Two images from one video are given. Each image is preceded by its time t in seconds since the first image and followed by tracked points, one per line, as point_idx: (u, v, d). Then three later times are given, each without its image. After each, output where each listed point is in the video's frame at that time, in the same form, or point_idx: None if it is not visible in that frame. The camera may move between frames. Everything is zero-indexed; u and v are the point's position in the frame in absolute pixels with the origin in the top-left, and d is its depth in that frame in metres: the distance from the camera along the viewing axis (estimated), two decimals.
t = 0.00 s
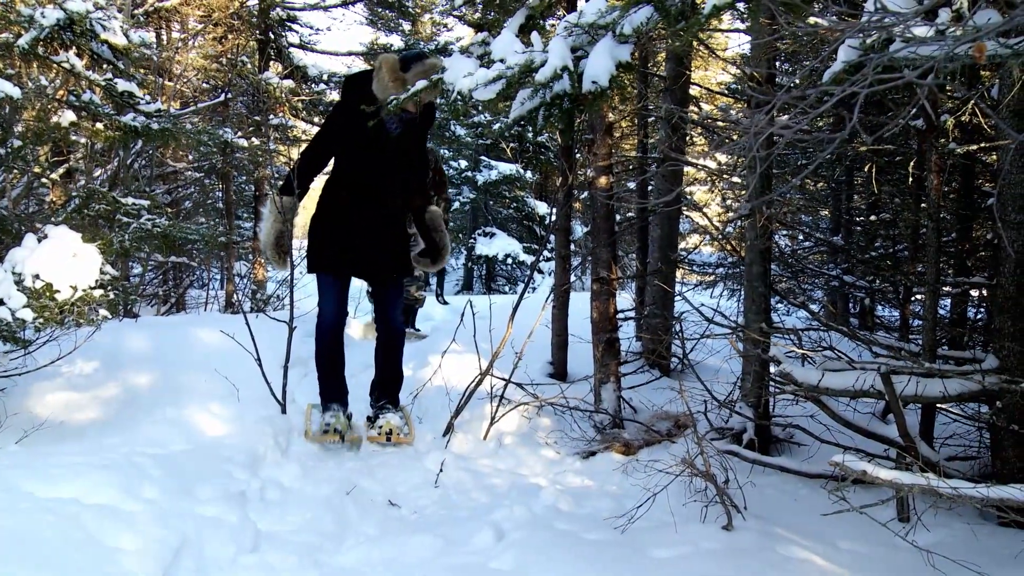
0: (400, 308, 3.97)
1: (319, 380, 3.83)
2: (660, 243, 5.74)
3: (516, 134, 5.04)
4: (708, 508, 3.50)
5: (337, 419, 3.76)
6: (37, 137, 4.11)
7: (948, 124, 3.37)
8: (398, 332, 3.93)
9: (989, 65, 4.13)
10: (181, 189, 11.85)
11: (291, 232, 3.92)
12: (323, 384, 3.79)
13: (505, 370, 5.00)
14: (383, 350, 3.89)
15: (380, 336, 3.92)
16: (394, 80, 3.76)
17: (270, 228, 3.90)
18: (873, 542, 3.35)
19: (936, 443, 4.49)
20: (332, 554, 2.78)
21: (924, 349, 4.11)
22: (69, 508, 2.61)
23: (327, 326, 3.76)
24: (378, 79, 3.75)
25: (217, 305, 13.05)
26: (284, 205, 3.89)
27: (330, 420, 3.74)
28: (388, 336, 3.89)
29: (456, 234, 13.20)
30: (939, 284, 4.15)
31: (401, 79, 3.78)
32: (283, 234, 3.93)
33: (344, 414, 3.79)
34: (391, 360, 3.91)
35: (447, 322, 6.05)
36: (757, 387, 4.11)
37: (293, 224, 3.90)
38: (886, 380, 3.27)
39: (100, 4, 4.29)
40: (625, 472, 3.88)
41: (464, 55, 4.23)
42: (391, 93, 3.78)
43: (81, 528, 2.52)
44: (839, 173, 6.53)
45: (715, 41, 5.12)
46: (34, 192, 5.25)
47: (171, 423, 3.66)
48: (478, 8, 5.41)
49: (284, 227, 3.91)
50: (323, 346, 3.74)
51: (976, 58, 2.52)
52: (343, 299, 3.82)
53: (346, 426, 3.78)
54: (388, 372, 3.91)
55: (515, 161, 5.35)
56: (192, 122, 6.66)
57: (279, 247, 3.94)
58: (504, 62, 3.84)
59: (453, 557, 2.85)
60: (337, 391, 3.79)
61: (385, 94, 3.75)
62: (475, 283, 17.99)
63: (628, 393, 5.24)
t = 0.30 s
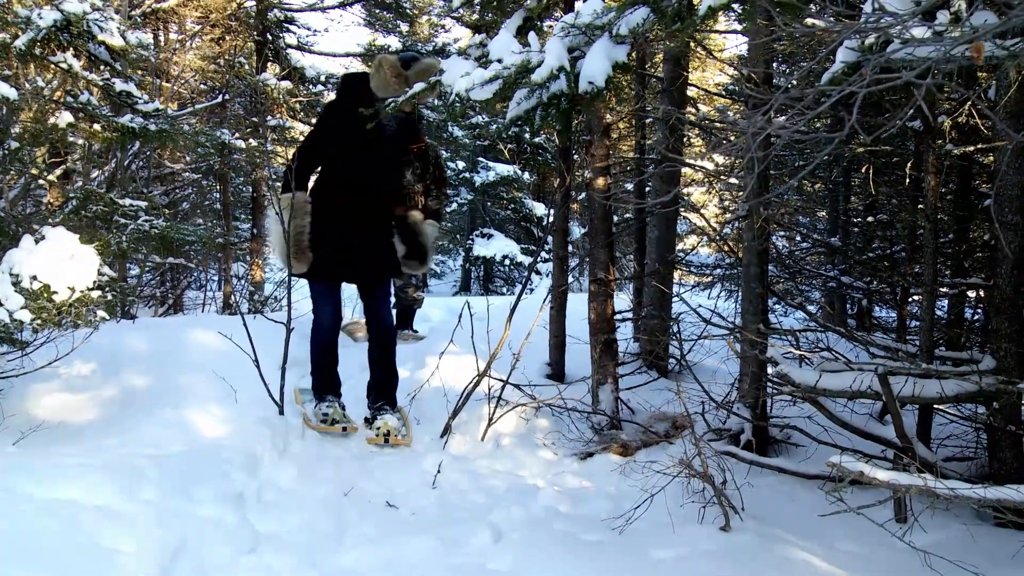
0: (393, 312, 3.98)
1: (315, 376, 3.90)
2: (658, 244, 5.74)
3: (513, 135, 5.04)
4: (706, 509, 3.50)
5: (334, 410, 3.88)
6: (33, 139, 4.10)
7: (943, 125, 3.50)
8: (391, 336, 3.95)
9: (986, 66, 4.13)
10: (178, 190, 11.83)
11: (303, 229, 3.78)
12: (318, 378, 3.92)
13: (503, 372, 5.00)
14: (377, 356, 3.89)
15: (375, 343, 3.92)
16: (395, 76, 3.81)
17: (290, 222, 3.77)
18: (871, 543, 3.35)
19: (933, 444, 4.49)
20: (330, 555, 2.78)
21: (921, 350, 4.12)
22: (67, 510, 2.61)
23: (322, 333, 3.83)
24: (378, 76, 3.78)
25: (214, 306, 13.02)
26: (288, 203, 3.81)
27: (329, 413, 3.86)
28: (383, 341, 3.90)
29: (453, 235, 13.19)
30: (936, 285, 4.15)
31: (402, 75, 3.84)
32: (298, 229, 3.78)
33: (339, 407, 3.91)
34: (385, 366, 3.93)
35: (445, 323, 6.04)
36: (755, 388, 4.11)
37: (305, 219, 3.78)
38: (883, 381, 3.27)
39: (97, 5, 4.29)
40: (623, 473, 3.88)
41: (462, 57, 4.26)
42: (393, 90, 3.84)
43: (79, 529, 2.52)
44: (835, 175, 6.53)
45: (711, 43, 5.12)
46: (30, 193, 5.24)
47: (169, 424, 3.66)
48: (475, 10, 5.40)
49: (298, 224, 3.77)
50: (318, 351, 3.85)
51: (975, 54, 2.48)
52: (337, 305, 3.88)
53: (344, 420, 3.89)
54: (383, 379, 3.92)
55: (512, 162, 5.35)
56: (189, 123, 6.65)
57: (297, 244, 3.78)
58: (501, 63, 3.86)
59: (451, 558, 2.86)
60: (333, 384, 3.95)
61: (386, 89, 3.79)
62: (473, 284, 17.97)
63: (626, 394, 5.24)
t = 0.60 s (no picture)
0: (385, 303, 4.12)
1: (316, 375, 3.90)
2: (657, 244, 5.73)
3: (512, 135, 5.04)
4: (706, 509, 3.50)
5: (334, 410, 3.87)
6: (33, 139, 4.10)
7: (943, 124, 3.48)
8: (385, 326, 4.07)
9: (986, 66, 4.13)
10: (178, 190, 11.83)
11: (315, 222, 3.84)
12: (316, 378, 3.92)
13: (502, 371, 5.00)
14: (372, 345, 4.01)
15: (369, 334, 4.02)
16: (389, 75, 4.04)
17: (306, 213, 3.83)
18: (871, 543, 3.35)
19: (933, 443, 4.49)
20: (330, 555, 2.78)
21: (921, 350, 4.11)
22: (66, 510, 2.61)
23: (316, 328, 3.87)
24: (372, 75, 3.99)
25: (214, 306, 13.01)
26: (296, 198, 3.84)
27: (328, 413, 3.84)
28: (377, 331, 4.01)
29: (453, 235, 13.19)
30: (936, 285, 4.15)
31: (395, 74, 4.07)
32: (313, 221, 3.84)
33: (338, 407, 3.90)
34: (380, 355, 4.03)
35: (445, 323, 6.04)
36: (755, 388, 4.10)
37: (318, 208, 3.85)
38: (883, 381, 3.27)
39: (97, 5, 4.28)
40: (623, 473, 3.87)
41: (461, 57, 4.27)
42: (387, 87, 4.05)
43: (79, 529, 2.52)
44: (835, 174, 6.53)
45: (711, 43, 5.12)
46: (30, 193, 5.23)
47: (169, 424, 3.66)
48: (474, 9, 5.40)
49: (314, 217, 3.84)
50: (312, 349, 3.86)
51: (974, 59, 2.55)
52: (330, 298, 3.95)
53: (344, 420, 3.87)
54: (379, 366, 4.03)
55: (511, 161, 5.35)
56: (189, 123, 6.64)
57: (316, 235, 3.85)
58: (501, 64, 3.86)
59: (450, 558, 2.85)
60: (331, 384, 3.94)
61: (378, 87, 4.01)
62: (473, 284, 17.96)
63: (626, 394, 5.23)
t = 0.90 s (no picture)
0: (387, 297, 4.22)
1: (320, 373, 3.91)
2: (661, 243, 5.72)
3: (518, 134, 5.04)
4: (711, 509, 3.49)
5: (340, 408, 3.86)
6: (38, 138, 4.09)
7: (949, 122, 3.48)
8: (387, 320, 4.19)
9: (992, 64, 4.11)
10: (183, 190, 11.86)
11: (316, 219, 3.87)
12: (321, 377, 3.92)
13: (506, 370, 5.00)
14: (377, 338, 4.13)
15: (372, 327, 4.14)
16: (393, 69, 3.99)
17: (307, 207, 3.86)
18: (876, 543, 3.35)
19: (938, 443, 4.48)
20: (335, 555, 2.78)
21: (926, 349, 4.10)
22: (70, 509, 2.61)
23: (325, 324, 3.88)
24: (376, 69, 3.96)
25: (219, 305, 13.02)
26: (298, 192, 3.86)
27: (334, 412, 3.83)
28: (380, 324, 4.13)
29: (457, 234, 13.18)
30: (941, 284, 4.14)
31: (399, 67, 4.01)
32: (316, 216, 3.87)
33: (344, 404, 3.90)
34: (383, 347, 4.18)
35: (449, 322, 6.04)
36: (760, 387, 4.09)
37: (318, 204, 3.87)
38: (888, 380, 3.27)
39: (103, 4, 4.29)
40: (628, 472, 3.87)
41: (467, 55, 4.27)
42: (390, 80, 4.01)
43: (82, 528, 2.52)
44: (841, 173, 6.51)
45: (717, 41, 5.11)
46: (37, 192, 5.25)
47: (173, 423, 3.66)
48: (480, 8, 5.39)
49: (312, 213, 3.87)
50: (322, 349, 3.87)
51: (982, 56, 2.47)
52: (337, 294, 3.94)
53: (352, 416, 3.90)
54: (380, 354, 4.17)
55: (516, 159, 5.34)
56: (193, 122, 6.64)
57: (312, 230, 3.87)
58: (506, 63, 3.83)
59: (455, 557, 2.85)
60: (337, 383, 3.95)
61: (381, 80, 3.97)
62: (477, 282, 17.97)
63: (630, 393, 5.23)
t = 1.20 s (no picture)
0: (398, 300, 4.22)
1: (327, 373, 3.93)
2: (664, 243, 5.72)
3: (521, 135, 5.04)
4: (714, 509, 3.49)
5: (344, 408, 3.88)
6: (43, 139, 4.11)
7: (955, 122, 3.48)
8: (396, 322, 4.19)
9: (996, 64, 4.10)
10: (186, 191, 11.89)
11: (326, 219, 3.85)
12: (326, 377, 3.94)
13: (510, 371, 5.00)
14: (385, 339, 4.14)
15: (381, 329, 4.15)
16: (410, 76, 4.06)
17: (317, 207, 3.84)
18: (880, 544, 3.34)
19: (943, 444, 4.47)
20: (338, 555, 2.78)
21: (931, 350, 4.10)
22: (74, 509, 2.62)
23: (336, 321, 3.89)
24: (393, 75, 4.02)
25: (222, 306, 13.05)
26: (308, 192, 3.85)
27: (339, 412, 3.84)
28: (389, 328, 4.14)
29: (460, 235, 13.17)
30: (945, 284, 4.13)
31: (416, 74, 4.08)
32: (324, 217, 3.85)
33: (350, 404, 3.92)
34: (391, 351, 4.18)
35: (452, 323, 6.04)
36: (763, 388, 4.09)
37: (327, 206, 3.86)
38: (892, 380, 3.27)
39: (107, 6, 4.30)
40: (631, 473, 3.87)
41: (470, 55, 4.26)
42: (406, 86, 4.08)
43: (86, 528, 2.53)
44: (845, 173, 6.50)
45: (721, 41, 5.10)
46: (41, 193, 5.26)
47: (177, 424, 3.67)
48: (483, 8, 5.39)
49: (323, 215, 3.85)
50: (331, 348, 3.89)
51: (988, 55, 2.42)
52: (352, 293, 3.95)
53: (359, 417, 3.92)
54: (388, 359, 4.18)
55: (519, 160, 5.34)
56: (197, 123, 6.66)
57: (320, 232, 3.85)
58: (509, 62, 3.84)
59: (459, 558, 2.85)
60: (342, 382, 3.96)
61: (398, 86, 4.03)
62: (479, 283, 17.98)
63: (633, 394, 5.23)
